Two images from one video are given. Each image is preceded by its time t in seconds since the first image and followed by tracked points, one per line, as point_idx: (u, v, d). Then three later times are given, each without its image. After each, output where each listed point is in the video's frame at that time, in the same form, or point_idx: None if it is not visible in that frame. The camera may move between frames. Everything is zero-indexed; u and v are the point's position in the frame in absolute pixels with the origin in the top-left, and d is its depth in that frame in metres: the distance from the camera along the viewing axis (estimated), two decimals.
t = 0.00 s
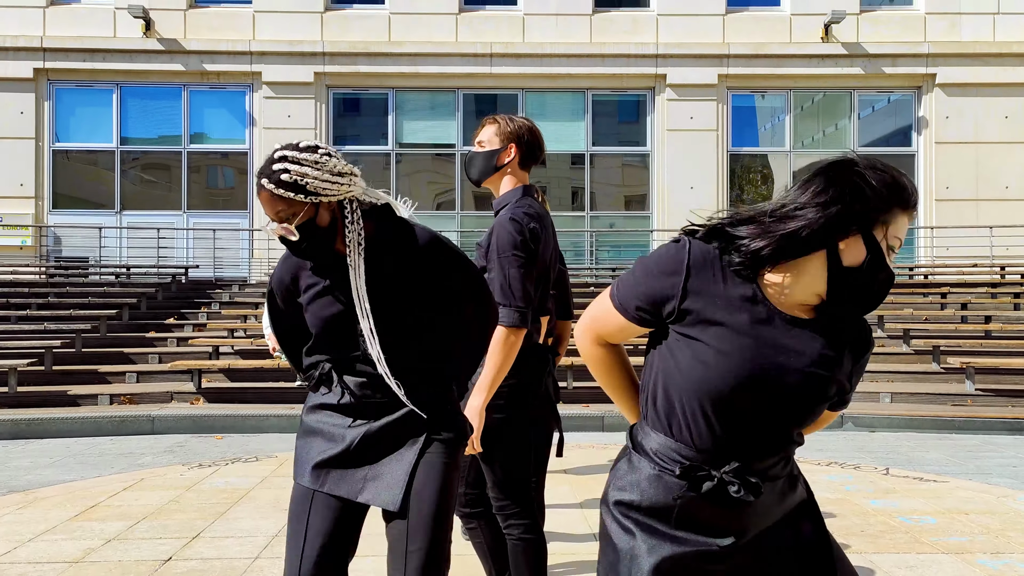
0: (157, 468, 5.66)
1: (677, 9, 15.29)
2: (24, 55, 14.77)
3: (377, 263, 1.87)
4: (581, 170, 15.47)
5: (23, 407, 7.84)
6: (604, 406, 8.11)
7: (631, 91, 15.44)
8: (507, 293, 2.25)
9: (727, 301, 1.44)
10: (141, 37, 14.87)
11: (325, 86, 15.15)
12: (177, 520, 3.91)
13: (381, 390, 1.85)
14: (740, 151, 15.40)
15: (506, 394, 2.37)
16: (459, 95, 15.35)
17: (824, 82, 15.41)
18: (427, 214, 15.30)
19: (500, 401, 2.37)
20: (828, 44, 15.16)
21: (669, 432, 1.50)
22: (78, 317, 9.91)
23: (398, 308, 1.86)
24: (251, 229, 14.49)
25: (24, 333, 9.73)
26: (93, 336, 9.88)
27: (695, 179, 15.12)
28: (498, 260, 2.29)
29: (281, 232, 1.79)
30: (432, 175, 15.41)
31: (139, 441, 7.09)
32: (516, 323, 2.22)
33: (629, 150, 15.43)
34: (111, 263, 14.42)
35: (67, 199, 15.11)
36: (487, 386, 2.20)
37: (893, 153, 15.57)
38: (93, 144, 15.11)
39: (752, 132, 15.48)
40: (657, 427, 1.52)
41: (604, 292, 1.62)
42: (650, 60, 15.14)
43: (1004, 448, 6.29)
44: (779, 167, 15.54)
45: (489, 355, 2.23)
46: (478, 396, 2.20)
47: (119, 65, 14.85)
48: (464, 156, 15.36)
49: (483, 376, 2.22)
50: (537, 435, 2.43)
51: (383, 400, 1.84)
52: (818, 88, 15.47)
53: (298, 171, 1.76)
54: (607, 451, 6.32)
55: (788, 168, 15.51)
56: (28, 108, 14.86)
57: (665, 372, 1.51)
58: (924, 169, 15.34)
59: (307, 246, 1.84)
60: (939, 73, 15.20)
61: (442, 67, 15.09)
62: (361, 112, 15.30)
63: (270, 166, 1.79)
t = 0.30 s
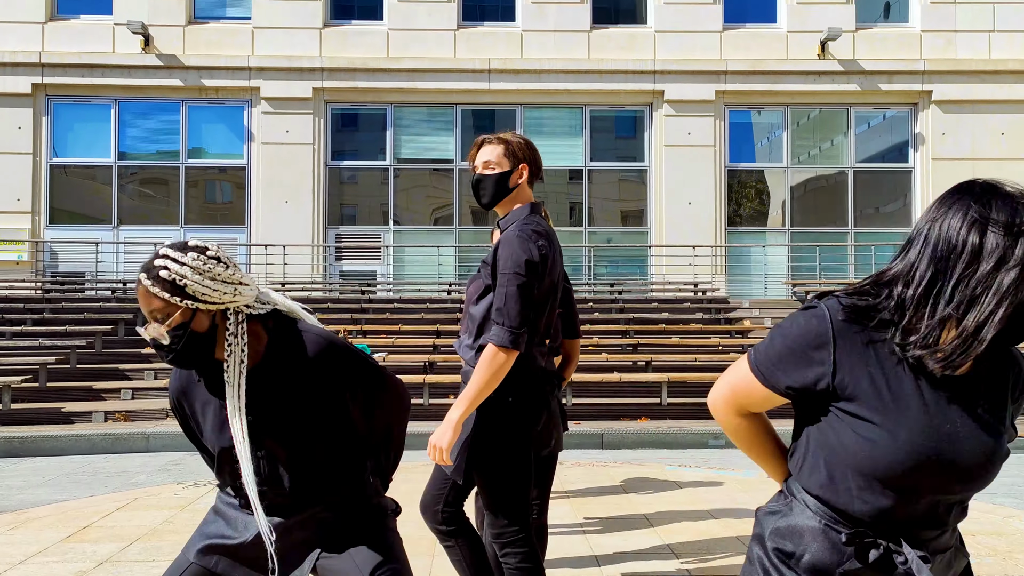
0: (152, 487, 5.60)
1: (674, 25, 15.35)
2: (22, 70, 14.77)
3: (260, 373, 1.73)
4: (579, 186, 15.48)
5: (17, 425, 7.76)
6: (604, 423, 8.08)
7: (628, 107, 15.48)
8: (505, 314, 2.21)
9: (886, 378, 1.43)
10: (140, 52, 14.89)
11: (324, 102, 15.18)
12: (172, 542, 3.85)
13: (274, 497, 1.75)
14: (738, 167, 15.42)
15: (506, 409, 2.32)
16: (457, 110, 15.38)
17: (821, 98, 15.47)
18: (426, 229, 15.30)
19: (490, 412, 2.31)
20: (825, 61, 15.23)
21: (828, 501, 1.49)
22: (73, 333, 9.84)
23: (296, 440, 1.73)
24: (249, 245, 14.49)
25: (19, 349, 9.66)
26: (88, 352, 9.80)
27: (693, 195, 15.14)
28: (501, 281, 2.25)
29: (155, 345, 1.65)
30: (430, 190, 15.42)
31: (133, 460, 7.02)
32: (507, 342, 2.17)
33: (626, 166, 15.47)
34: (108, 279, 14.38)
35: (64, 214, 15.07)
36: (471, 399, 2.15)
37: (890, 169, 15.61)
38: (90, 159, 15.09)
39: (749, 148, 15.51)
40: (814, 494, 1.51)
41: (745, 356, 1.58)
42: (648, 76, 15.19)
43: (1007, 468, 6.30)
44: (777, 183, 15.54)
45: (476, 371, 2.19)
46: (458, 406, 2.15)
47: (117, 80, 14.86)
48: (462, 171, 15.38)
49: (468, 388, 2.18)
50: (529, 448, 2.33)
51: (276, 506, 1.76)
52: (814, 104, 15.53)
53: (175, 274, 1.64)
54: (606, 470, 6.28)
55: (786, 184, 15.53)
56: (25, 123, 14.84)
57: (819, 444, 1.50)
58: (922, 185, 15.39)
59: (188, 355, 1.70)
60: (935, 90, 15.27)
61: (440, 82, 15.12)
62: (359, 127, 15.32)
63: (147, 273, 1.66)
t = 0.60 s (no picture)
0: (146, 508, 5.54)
1: (672, 45, 15.42)
2: (20, 88, 14.80)
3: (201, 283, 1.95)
4: (577, 204, 15.46)
5: (10, 445, 7.68)
6: (604, 444, 8.04)
7: (626, 126, 15.52)
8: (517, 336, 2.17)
9: (981, 338, 1.68)
10: (138, 70, 14.91)
11: (321, 120, 15.20)
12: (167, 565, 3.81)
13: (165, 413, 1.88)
14: (735, 186, 15.43)
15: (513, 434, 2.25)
16: (455, 129, 15.40)
17: (818, 117, 15.53)
18: (423, 248, 15.27)
19: (506, 442, 2.25)
20: (822, 81, 15.32)
21: (982, 477, 1.64)
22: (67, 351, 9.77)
23: (209, 391, 1.90)
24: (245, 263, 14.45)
25: (13, 368, 9.58)
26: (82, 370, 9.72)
27: (691, 213, 15.12)
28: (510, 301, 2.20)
29: (186, 210, 1.98)
30: (427, 209, 15.38)
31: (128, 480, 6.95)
32: (517, 362, 2.13)
33: (624, 185, 15.46)
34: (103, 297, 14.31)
35: (59, 231, 15.01)
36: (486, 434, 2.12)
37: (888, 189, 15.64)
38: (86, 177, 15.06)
39: (746, 167, 15.54)
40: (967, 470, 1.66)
41: (849, 356, 1.89)
42: (645, 95, 15.25)
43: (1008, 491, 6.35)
44: (773, 201, 15.54)
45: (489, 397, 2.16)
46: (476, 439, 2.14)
47: (115, 98, 14.88)
48: (459, 190, 15.38)
49: (484, 417, 2.15)
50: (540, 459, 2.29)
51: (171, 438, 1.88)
52: (811, 123, 15.58)
53: (203, 155, 2.03)
54: (606, 492, 6.25)
55: (783, 202, 15.54)
56: (22, 140, 14.85)
57: (937, 416, 1.73)
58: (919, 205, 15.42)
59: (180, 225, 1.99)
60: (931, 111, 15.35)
61: (439, 101, 15.16)
62: (356, 145, 15.33)
63: (177, 143, 2.00)
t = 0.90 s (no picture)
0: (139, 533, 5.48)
1: (670, 67, 15.51)
2: (20, 109, 14.85)
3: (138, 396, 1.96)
4: (576, 224, 15.47)
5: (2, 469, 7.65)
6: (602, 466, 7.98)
7: (624, 146, 15.57)
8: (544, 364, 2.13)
9: None
10: (138, 91, 14.98)
11: (321, 140, 15.25)
12: None
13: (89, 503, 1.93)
14: (734, 206, 15.47)
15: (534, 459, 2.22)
16: (454, 149, 15.44)
17: (815, 138, 15.59)
18: (421, 268, 15.24)
19: (526, 473, 2.20)
20: (819, 102, 15.41)
21: None
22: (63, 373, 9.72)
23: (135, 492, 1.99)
24: (243, 283, 14.43)
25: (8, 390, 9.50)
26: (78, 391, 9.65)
27: (689, 234, 15.15)
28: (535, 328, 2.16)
29: (156, 351, 1.95)
30: (426, 229, 15.39)
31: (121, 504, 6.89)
32: (547, 389, 2.12)
33: (622, 205, 15.47)
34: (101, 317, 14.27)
35: (58, 251, 15.01)
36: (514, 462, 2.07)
37: (886, 210, 15.64)
38: (86, 197, 15.08)
39: (744, 188, 15.58)
40: None
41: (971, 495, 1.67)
42: (644, 116, 15.31)
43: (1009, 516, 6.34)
44: (771, 221, 15.56)
45: (515, 425, 2.10)
46: (503, 466, 2.08)
47: (115, 118, 14.93)
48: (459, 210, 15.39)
49: (507, 446, 2.09)
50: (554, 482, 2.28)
51: (88, 525, 1.95)
52: (809, 144, 15.64)
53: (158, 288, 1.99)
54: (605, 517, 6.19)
55: (781, 222, 15.55)
56: (21, 160, 14.87)
57: None
58: (917, 226, 15.43)
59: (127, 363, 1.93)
60: (928, 132, 15.41)
61: (437, 121, 15.21)
62: (356, 165, 15.37)
63: (135, 281, 1.92)
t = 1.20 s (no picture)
0: (135, 557, 5.44)
1: (669, 88, 15.58)
2: (21, 129, 14.89)
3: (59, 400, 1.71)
4: (575, 244, 15.47)
5: None
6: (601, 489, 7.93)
7: (624, 167, 15.61)
8: (572, 381, 2.15)
9: None
10: (139, 111, 15.05)
11: (321, 160, 15.29)
12: None
13: None
14: (733, 227, 15.49)
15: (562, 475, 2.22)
16: (453, 169, 15.46)
17: (813, 159, 15.64)
18: (420, 287, 15.20)
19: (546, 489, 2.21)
20: (818, 123, 15.47)
21: None
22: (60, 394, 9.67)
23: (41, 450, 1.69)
24: (242, 303, 14.40)
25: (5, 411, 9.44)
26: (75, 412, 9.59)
27: (689, 254, 15.16)
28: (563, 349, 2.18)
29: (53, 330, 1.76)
30: (425, 248, 15.39)
31: (117, 527, 6.82)
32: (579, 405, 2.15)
33: (621, 225, 15.49)
34: (99, 337, 14.24)
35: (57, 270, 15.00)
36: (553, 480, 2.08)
37: (885, 230, 15.66)
38: (85, 217, 15.10)
39: (743, 209, 15.61)
40: None
41: None
42: (643, 137, 15.36)
43: (1013, 540, 6.29)
44: (770, 242, 15.56)
45: (549, 446, 2.09)
46: (544, 488, 2.07)
47: (115, 138, 14.98)
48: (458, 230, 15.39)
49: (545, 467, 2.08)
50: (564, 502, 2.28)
51: None
52: (808, 164, 15.68)
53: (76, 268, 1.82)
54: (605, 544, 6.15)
55: (780, 243, 15.55)
56: (22, 180, 14.90)
57: None
58: (916, 246, 15.44)
59: (28, 344, 1.74)
60: (927, 153, 15.46)
61: (437, 141, 15.25)
62: (355, 185, 15.39)
63: (51, 250, 1.77)
